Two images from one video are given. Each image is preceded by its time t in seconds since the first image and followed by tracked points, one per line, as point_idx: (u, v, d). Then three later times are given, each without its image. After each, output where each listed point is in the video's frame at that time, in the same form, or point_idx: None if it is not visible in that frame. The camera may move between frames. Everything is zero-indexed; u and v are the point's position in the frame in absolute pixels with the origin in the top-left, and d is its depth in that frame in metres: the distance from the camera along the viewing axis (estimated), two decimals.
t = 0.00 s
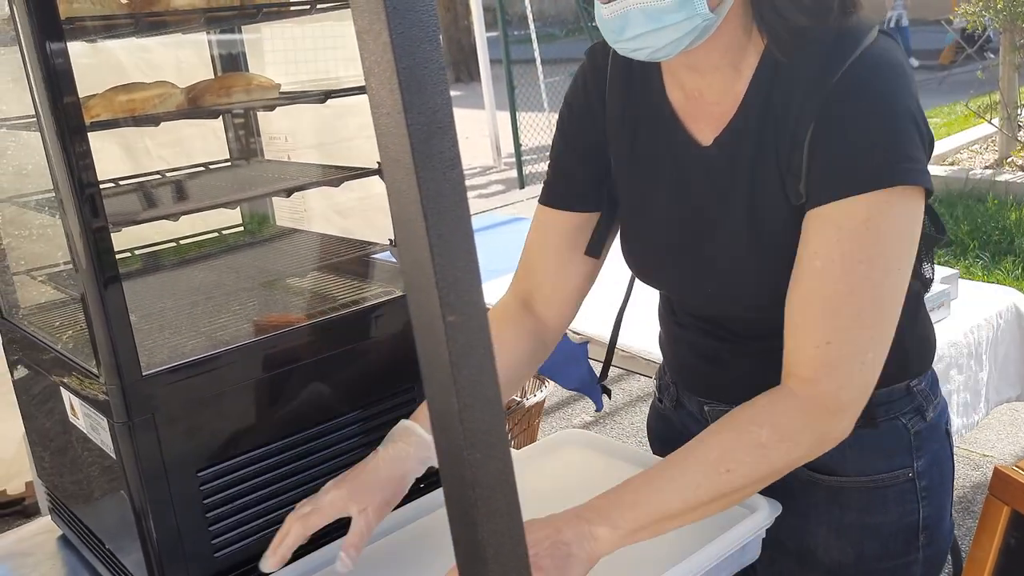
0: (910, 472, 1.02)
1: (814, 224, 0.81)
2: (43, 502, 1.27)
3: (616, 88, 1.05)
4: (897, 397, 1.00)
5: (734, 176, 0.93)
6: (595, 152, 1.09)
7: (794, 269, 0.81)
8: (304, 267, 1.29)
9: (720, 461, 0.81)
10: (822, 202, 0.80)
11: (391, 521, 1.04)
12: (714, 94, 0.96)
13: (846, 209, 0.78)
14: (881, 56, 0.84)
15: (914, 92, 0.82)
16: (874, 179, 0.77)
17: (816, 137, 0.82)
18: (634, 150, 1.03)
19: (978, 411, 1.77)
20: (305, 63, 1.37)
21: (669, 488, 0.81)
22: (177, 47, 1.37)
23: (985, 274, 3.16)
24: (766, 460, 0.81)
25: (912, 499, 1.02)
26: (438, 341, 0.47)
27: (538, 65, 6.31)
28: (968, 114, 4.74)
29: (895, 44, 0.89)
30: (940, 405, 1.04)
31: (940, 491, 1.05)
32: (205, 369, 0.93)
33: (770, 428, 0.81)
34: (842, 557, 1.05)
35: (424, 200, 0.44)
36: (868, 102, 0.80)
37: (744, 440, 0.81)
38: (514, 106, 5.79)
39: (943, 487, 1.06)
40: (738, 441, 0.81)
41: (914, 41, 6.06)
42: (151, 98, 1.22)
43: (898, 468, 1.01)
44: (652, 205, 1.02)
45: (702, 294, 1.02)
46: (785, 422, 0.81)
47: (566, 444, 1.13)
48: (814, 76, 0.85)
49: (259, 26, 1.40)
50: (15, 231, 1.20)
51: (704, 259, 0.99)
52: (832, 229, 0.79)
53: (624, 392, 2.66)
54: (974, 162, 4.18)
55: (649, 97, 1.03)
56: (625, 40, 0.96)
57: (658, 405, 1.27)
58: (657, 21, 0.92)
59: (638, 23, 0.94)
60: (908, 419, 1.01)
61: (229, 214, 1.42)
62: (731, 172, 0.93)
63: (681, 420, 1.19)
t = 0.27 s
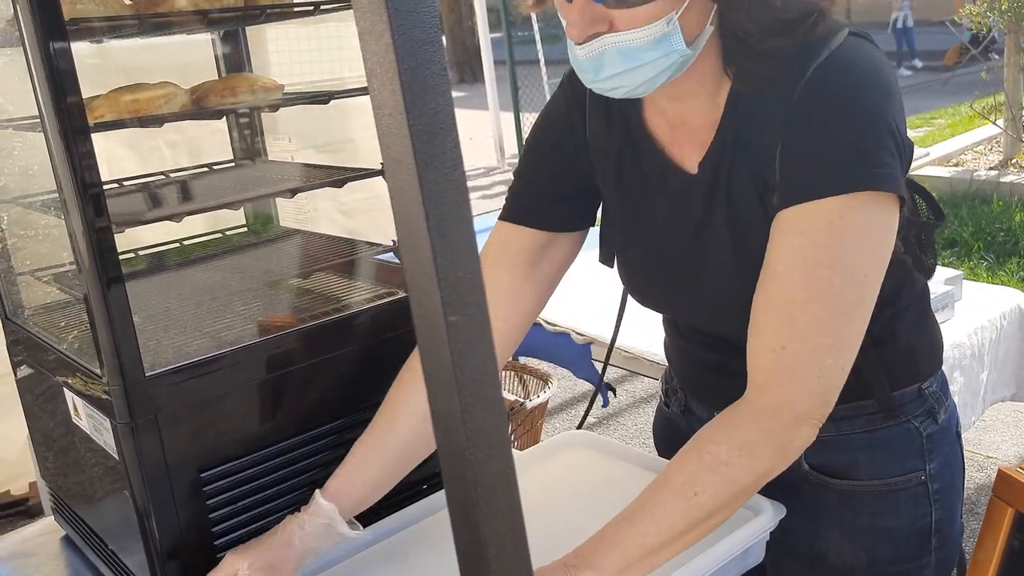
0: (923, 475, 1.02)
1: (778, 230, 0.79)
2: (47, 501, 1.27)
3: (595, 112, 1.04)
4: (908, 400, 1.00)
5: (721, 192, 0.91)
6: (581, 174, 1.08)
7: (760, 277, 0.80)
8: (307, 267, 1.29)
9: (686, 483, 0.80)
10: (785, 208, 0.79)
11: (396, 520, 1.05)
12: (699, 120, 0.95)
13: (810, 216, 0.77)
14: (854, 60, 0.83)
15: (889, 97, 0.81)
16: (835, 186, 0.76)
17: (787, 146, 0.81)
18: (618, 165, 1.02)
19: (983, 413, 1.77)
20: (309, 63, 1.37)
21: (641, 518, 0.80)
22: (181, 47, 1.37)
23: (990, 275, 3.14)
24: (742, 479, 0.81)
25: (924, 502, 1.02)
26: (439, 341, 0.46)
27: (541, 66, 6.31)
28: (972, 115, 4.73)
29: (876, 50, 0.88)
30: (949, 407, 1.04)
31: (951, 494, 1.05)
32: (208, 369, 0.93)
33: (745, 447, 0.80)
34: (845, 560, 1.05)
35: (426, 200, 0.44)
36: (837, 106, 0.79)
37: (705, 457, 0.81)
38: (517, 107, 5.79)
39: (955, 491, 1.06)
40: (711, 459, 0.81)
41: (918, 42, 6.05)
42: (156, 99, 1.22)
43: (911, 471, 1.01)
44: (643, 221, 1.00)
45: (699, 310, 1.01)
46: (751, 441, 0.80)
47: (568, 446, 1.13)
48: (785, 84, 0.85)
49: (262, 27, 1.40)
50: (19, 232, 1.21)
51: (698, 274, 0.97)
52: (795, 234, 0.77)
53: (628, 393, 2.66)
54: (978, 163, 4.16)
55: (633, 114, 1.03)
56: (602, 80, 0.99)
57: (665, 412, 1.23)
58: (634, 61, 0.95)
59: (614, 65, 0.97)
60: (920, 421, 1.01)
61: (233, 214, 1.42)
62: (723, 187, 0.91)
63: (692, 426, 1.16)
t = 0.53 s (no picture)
0: (929, 479, 1.00)
1: (770, 232, 0.77)
2: (47, 504, 1.26)
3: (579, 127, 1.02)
4: (912, 403, 0.99)
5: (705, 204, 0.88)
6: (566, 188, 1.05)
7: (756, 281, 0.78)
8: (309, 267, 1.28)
9: (687, 491, 0.80)
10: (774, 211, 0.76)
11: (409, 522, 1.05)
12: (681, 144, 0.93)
13: (800, 218, 0.74)
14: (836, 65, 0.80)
15: (873, 94, 0.78)
16: (821, 186, 0.73)
17: (772, 152, 0.78)
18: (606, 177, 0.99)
19: (991, 415, 1.75)
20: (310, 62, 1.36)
21: (643, 526, 0.80)
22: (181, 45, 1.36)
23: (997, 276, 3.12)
24: (746, 483, 0.79)
25: (930, 507, 1.00)
26: (441, 343, 0.45)
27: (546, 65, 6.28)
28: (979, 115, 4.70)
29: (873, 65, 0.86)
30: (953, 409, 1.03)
31: (958, 498, 1.03)
32: (207, 372, 0.92)
33: (746, 453, 0.78)
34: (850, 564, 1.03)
35: (427, 200, 0.43)
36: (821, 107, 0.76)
37: (710, 464, 0.79)
38: (522, 107, 5.77)
39: (962, 494, 1.04)
40: (713, 468, 0.79)
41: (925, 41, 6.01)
42: (155, 99, 1.21)
43: (916, 476, 0.99)
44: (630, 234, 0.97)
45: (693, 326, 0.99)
46: (753, 446, 0.78)
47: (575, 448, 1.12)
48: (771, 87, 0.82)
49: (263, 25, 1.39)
50: (18, 232, 1.20)
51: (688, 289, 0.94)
52: (787, 237, 0.75)
53: (632, 394, 2.64)
54: (986, 162, 4.14)
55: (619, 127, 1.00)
56: (575, 114, 0.93)
57: (664, 420, 1.22)
58: (609, 96, 0.91)
59: (587, 101, 0.92)
60: (924, 425, 0.99)
61: (233, 214, 1.39)
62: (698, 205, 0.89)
63: (691, 434, 1.15)
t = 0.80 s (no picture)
0: (919, 484, 1.00)
1: (759, 238, 0.77)
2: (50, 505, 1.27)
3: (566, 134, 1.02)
4: (902, 408, 0.99)
5: (692, 210, 0.88)
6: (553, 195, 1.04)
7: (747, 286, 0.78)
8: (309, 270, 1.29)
9: (684, 496, 0.80)
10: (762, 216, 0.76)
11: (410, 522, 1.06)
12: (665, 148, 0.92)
13: (789, 221, 0.74)
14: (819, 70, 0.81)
15: (857, 99, 0.78)
16: (810, 191, 0.73)
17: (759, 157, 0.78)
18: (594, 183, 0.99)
19: (992, 416, 1.74)
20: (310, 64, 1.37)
21: (640, 530, 0.80)
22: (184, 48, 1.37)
23: (1000, 277, 3.12)
24: (741, 487, 0.79)
25: (919, 512, 1.01)
26: (435, 346, 0.46)
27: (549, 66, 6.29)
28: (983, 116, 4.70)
29: (859, 73, 0.87)
30: (944, 412, 1.03)
31: (947, 502, 1.03)
32: (207, 374, 0.92)
33: (741, 458, 0.79)
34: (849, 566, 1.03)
35: (420, 203, 0.43)
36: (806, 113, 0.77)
37: (705, 468, 0.80)
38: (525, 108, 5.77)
39: (952, 498, 1.04)
40: (710, 472, 0.79)
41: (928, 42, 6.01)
42: (158, 101, 1.21)
43: (906, 481, 1.00)
44: (620, 240, 0.96)
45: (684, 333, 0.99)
46: (748, 451, 0.79)
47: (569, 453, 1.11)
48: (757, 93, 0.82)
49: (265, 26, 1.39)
50: (22, 234, 1.21)
51: (679, 295, 0.94)
52: (775, 242, 0.75)
53: (634, 395, 2.65)
54: (989, 164, 4.14)
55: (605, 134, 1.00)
56: (570, 125, 0.92)
57: (655, 423, 1.22)
58: (601, 105, 0.90)
59: (581, 110, 0.91)
60: (914, 429, 0.99)
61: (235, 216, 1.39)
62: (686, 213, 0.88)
63: (683, 439, 1.15)
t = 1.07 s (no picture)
0: (913, 487, 1.00)
1: (762, 243, 0.76)
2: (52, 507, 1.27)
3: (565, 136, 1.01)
4: (896, 411, 0.98)
5: (692, 211, 0.87)
6: (554, 197, 1.04)
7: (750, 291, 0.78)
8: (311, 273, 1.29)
9: (689, 499, 0.80)
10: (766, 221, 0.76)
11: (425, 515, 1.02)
12: (665, 150, 0.92)
13: (794, 227, 0.74)
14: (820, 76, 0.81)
15: (855, 104, 0.78)
16: (814, 196, 0.73)
17: (762, 161, 0.78)
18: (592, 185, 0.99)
19: (995, 419, 1.74)
20: (313, 66, 1.37)
21: (642, 534, 0.80)
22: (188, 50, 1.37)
23: (1003, 280, 3.12)
24: (746, 491, 0.80)
25: (915, 515, 1.01)
26: (443, 348, 0.46)
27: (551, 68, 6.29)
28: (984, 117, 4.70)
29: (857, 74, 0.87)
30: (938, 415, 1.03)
31: (942, 505, 1.03)
32: (210, 376, 0.92)
33: (745, 462, 0.79)
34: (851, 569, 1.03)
35: (429, 206, 0.43)
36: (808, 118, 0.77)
37: (709, 472, 0.80)
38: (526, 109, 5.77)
39: (947, 500, 1.04)
40: (714, 476, 0.80)
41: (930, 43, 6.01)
42: (161, 103, 1.22)
43: (901, 484, 0.99)
44: (619, 244, 0.96)
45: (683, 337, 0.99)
46: (753, 454, 0.79)
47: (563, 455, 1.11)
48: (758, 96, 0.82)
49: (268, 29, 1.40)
50: (26, 236, 1.21)
51: (678, 299, 0.94)
52: (780, 247, 0.75)
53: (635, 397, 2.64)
54: (991, 166, 4.13)
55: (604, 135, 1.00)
56: (573, 123, 0.92)
57: (653, 429, 1.21)
58: (602, 102, 0.89)
59: (585, 108, 0.90)
60: (908, 432, 0.99)
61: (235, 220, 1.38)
62: (684, 213, 0.88)
63: (677, 443, 1.15)
